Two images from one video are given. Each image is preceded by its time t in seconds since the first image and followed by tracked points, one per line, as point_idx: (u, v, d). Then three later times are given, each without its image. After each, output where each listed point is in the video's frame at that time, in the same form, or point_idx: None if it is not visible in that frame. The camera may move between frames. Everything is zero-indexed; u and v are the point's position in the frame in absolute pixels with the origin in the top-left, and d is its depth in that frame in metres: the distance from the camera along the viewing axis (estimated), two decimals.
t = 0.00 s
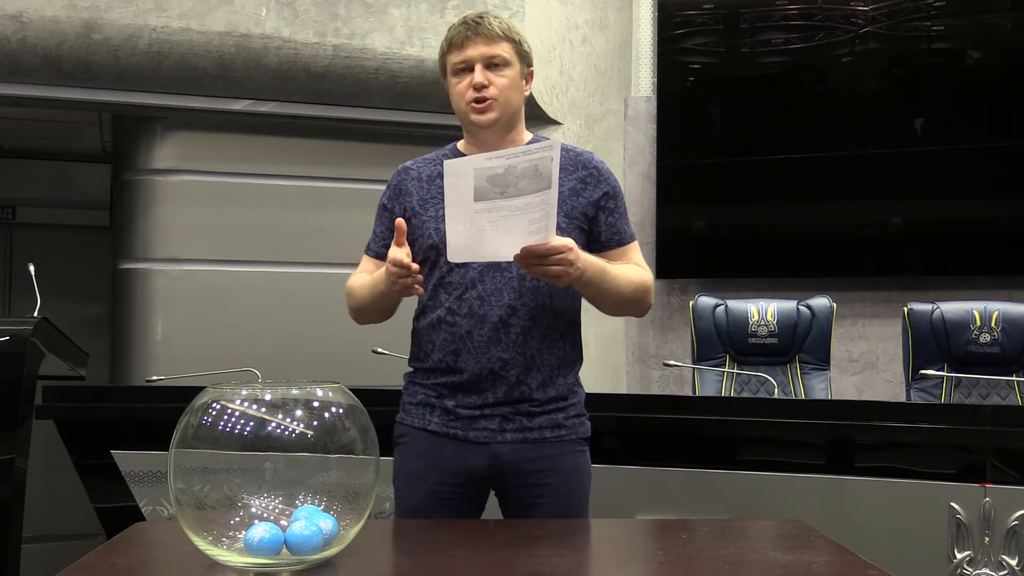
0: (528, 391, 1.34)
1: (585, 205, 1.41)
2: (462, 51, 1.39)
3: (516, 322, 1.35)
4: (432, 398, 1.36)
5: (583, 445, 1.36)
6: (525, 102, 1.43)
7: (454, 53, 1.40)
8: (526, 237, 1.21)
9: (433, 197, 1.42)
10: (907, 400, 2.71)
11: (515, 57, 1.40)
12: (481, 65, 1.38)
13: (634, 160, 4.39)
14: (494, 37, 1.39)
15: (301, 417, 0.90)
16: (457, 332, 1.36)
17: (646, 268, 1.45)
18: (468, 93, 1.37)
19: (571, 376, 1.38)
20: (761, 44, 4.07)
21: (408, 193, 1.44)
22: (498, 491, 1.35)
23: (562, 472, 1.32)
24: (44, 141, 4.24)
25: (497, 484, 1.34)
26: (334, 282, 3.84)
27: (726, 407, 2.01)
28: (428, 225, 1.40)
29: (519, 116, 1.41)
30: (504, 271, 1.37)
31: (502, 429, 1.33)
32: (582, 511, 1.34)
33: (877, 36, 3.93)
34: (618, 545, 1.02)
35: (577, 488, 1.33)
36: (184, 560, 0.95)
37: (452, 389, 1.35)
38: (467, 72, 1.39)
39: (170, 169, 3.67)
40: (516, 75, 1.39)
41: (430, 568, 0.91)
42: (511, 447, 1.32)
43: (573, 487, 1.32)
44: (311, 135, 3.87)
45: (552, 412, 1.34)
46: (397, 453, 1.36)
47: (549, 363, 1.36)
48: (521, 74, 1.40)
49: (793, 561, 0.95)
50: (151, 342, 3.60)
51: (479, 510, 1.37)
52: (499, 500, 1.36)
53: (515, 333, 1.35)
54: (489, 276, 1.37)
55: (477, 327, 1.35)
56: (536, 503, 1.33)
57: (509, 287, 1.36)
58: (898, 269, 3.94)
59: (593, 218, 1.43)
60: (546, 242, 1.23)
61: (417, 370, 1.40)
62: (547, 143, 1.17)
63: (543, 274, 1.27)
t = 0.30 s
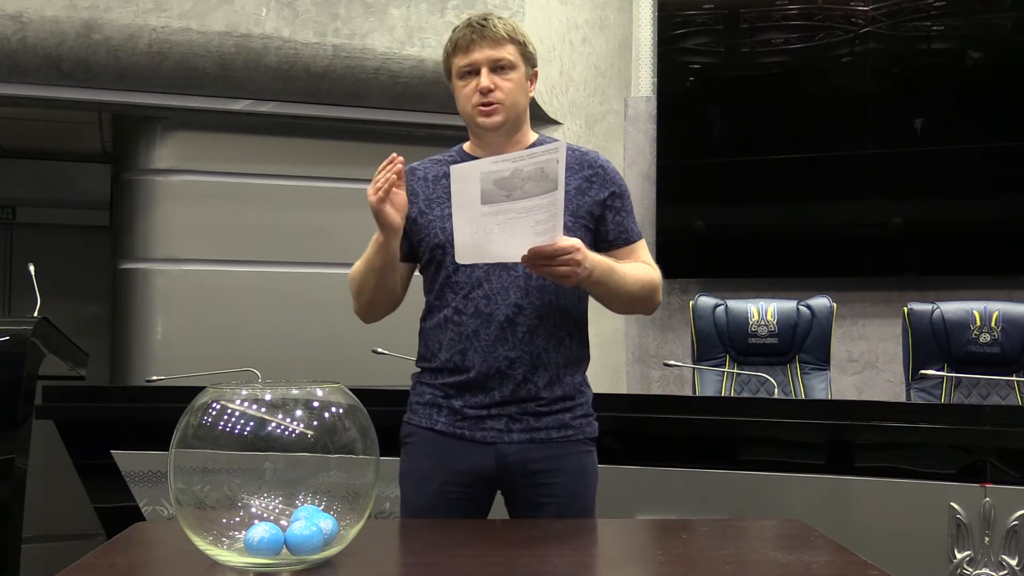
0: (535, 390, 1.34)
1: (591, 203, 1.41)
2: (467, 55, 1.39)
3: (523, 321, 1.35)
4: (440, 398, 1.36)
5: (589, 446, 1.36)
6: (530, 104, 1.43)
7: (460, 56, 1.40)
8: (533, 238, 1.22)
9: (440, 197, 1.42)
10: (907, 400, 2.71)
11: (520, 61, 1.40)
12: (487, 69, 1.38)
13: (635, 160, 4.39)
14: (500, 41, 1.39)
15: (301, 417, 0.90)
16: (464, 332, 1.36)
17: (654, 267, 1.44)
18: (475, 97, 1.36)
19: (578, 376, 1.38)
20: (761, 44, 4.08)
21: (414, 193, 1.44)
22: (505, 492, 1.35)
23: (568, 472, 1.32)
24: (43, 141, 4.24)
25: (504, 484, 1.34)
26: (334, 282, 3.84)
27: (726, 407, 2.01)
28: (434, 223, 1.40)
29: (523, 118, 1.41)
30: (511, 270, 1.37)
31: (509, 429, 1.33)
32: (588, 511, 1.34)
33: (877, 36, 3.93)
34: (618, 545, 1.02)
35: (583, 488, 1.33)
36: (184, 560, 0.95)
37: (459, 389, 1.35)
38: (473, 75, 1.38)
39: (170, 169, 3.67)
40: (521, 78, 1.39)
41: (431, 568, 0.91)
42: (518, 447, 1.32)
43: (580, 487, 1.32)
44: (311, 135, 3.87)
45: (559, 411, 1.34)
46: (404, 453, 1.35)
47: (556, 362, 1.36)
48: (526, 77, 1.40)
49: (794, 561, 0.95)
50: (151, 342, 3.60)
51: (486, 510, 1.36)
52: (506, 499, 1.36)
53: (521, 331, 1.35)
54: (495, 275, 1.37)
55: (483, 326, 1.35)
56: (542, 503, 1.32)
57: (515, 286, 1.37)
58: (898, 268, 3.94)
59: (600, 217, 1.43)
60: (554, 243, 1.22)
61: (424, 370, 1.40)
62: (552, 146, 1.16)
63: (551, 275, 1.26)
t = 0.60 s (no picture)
0: (539, 389, 1.34)
1: (595, 207, 1.41)
2: (472, 71, 1.37)
3: (527, 320, 1.35)
4: (444, 398, 1.36)
5: (593, 446, 1.36)
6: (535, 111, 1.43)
7: (464, 70, 1.38)
8: (531, 250, 1.22)
9: (444, 197, 1.42)
10: (907, 401, 2.71)
11: (525, 76, 1.37)
12: (491, 88, 1.36)
13: (635, 160, 4.39)
14: (504, 58, 1.36)
15: (301, 417, 0.90)
16: (468, 332, 1.36)
17: (655, 273, 1.44)
18: (479, 118, 1.37)
19: (582, 376, 1.38)
20: (761, 44, 4.08)
21: (418, 194, 1.43)
22: (509, 491, 1.35)
23: (571, 472, 1.32)
24: (43, 141, 4.24)
25: (507, 484, 1.34)
26: (334, 281, 3.84)
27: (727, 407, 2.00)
28: (439, 224, 1.40)
29: (527, 130, 1.42)
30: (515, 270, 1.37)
31: (513, 429, 1.33)
32: (591, 511, 1.34)
33: (877, 36, 3.93)
34: (618, 545, 1.02)
35: (586, 488, 1.33)
36: (184, 560, 0.95)
37: (463, 388, 1.35)
38: (477, 92, 1.37)
39: (170, 169, 3.67)
40: (526, 94, 1.38)
41: (431, 568, 0.91)
42: (521, 447, 1.32)
43: (583, 487, 1.32)
44: (311, 135, 3.87)
45: (563, 411, 1.34)
46: (407, 453, 1.35)
47: (560, 362, 1.36)
48: (532, 91, 1.39)
49: (794, 561, 0.95)
50: (151, 342, 3.60)
51: (488, 509, 1.37)
52: (510, 499, 1.36)
53: (525, 331, 1.35)
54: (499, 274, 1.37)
55: (488, 326, 1.35)
56: (546, 503, 1.33)
57: (519, 286, 1.37)
58: (898, 268, 3.94)
59: (603, 221, 1.43)
60: (552, 254, 1.22)
61: (428, 370, 1.40)
62: (553, 159, 1.17)
63: (550, 286, 1.26)
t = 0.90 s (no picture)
0: (540, 390, 1.34)
1: (596, 209, 1.41)
2: (461, 75, 1.37)
3: (528, 321, 1.36)
4: (444, 398, 1.36)
5: (593, 446, 1.36)
6: (530, 113, 1.42)
7: (454, 75, 1.38)
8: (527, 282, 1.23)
9: (444, 197, 1.41)
10: (907, 401, 2.71)
11: (515, 79, 1.36)
12: (480, 92, 1.36)
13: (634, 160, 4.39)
14: (492, 61, 1.35)
15: (301, 417, 0.90)
16: (468, 333, 1.36)
17: (654, 276, 1.46)
18: (469, 123, 1.37)
19: (582, 376, 1.38)
20: (761, 44, 4.08)
21: (418, 194, 1.43)
22: (509, 490, 1.35)
23: (572, 470, 1.32)
24: (44, 141, 4.24)
25: (507, 483, 1.34)
26: (334, 282, 3.84)
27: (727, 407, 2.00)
28: (438, 225, 1.40)
29: (523, 133, 1.41)
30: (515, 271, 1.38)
31: (513, 428, 1.32)
32: (591, 511, 1.33)
33: (877, 36, 3.93)
34: (618, 545, 1.02)
35: (586, 487, 1.32)
36: (184, 560, 0.95)
37: (464, 389, 1.35)
38: (467, 97, 1.38)
39: (170, 169, 3.67)
40: (516, 97, 1.37)
41: (431, 568, 0.91)
42: (522, 446, 1.31)
43: (583, 486, 1.32)
44: (312, 135, 3.87)
45: (563, 411, 1.34)
46: (408, 453, 1.35)
47: (561, 363, 1.36)
48: (523, 93, 1.38)
49: (794, 561, 0.95)
50: (151, 342, 3.60)
51: (489, 509, 1.37)
52: (510, 499, 1.36)
53: (526, 331, 1.36)
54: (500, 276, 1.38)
55: (488, 326, 1.36)
56: (546, 502, 1.32)
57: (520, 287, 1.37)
58: (898, 268, 3.94)
59: (604, 223, 1.43)
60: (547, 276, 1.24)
61: (428, 371, 1.40)
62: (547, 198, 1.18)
63: (547, 303, 1.29)
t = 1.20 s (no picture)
0: (533, 389, 1.34)
1: (591, 210, 1.41)
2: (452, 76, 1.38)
3: (521, 320, 1.36)
4: (437, 397, 1.35)
5: (585, 445, 1.36)
6: (524, 114, 1.41)
7: (447, 75, 1.39)
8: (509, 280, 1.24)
9: (439, 191, 1.40)
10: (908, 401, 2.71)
11: (506, 79, 1.36)
12: (470, 92, 1.36)
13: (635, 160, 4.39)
14: (482, 61, 1.35)
15: (301, 417, 0.90)
16: (461, 331, 1.36)
17: (653, 274, 1.46)
18: (460, 123, 1.37)
19: (573, 376, 1.39)
20: (761, 44, 4.08)
21: (413, 187, 1.42)
22: (502, 490, 1.35)
23: (565, 469, 1.32)
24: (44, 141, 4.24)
25: (500, 483, 1.34)
26: (334, 282, 3.84)
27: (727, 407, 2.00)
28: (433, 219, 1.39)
29: (517, 133, 1.40)
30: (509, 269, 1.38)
31: (506, 427, 1.33)
32: (584, 510, 1.34)
33: (877, 36, 3.93)
34: (618, 545, 1.02)
35: (579, 486, 1.33)
36: (184, 560, 0.95)
37: (457, 388, 1.35)
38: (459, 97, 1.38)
39: (170, 169, 3.67)
40: (507, 97, 1.36)
41: (432, 568, 0.91)
42: (516, 445, 1.32)
43: (577, 486, 1.33)
44: (312, 134, 3.87)
45: (556, 410, 1.35)
46: (400, 453, 1.35)
47: (553, 362, 1.37)
48: (515, 93, 1.37)
49: (794, 561, 0.95)
50: (151, 342, 3.60)
51: (482, 510, 1.37)
52: (503, 499, 1.36)
53: (519, 330, 1.36)
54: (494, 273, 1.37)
55: (482, 325, 1.35)
56: (539, 501, 1.33)
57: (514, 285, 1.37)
58: (898, 268, 3.94)
59: (599, 223, 1.44)
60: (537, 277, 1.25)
61: (420, 370, 1.39)
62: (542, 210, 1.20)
63: (542, 305, 1.29)
